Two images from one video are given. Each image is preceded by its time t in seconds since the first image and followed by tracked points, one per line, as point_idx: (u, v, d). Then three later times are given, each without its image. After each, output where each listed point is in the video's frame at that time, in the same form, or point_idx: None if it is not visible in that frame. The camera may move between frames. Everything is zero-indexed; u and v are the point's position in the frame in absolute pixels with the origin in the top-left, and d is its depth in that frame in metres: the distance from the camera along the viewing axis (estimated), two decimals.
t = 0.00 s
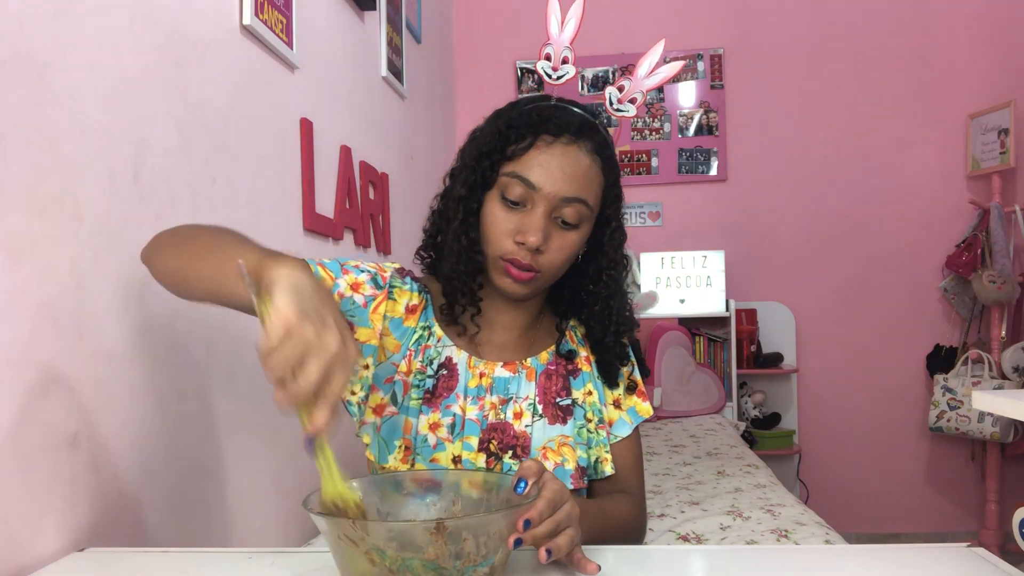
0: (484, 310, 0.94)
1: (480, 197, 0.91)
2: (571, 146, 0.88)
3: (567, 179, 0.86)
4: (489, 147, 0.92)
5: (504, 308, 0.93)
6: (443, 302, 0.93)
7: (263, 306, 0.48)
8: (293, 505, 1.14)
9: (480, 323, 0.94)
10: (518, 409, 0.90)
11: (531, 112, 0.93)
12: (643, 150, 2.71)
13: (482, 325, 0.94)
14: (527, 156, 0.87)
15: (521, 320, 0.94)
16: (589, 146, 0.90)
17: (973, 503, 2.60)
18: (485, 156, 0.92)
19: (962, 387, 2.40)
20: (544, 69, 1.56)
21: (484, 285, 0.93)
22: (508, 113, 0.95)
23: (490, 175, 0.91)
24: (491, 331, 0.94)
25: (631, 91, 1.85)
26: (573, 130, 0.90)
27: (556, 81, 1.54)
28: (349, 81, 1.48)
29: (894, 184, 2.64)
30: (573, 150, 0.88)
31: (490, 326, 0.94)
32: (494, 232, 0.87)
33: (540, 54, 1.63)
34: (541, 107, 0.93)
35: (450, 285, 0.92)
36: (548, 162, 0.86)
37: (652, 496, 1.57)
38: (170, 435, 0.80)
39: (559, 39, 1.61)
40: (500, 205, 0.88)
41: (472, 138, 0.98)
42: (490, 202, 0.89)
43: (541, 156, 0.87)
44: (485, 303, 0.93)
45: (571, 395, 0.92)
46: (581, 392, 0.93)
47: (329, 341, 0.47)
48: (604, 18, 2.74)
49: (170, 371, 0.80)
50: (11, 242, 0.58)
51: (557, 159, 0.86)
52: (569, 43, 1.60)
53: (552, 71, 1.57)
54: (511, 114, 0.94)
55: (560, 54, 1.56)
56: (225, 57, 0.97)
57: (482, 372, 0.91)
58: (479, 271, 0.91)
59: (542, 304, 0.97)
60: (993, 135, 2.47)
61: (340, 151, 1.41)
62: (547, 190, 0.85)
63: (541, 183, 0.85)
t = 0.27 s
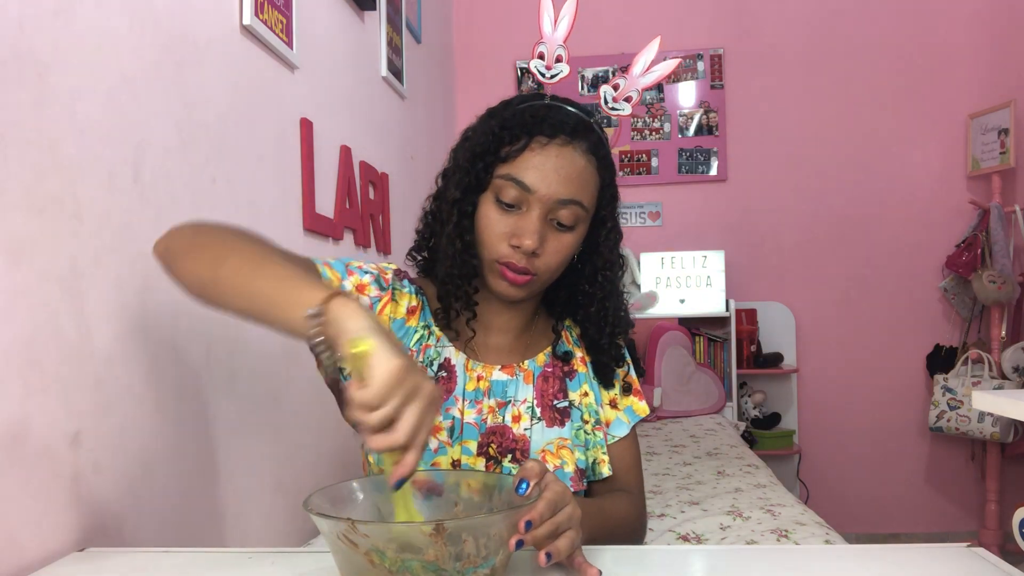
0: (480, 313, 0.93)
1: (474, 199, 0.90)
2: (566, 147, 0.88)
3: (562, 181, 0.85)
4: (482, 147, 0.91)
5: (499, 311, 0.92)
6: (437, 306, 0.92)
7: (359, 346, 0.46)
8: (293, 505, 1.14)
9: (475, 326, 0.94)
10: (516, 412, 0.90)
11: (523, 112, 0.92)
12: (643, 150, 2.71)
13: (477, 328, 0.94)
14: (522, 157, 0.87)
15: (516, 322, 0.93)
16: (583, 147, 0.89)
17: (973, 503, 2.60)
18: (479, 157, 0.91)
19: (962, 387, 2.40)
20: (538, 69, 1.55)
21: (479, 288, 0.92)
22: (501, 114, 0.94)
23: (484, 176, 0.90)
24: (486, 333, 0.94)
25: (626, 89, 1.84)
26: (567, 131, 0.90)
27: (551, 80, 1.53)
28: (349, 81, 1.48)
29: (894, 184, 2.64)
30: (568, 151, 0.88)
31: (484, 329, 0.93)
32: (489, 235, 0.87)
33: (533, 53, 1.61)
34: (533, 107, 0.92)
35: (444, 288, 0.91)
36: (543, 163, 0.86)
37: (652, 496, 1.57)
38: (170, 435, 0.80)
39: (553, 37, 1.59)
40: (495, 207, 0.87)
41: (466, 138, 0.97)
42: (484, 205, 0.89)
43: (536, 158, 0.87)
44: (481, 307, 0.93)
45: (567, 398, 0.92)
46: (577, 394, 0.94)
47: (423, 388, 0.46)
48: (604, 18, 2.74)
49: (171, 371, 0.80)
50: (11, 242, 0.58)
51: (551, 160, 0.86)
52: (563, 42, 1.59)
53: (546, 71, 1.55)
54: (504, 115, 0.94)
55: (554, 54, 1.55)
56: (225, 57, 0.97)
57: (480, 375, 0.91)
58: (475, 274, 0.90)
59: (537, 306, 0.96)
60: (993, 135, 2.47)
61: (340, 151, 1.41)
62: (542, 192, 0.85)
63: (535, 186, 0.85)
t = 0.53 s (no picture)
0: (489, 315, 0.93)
1: (484, 201, 0.90)
2: (577, 150, 0.88)
3: (573, 183, 0.85)
4: (493, 150, 0.91)
5: (509, 313, 0.93)
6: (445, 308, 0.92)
7: (395, 302, 0.49)
8: (293, 505, 1.14)
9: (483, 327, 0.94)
10: (520, 414, 0.90)
11: (535, 115, 0.92)
12: (643, 150, 2.71)
13: (485, 329, 0.94)
14: (534, 160, 0.87)
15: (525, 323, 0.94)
16: (594, 150, 0.89)
17: (973, 503, 2.60)
18: (490, 159, 0.91)
19: (962, 387, 2.40)
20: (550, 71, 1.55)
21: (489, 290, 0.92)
22: (513, 117, 0.94)
23: (494, 178, 0.89)
24: (494, 335, 0.94)
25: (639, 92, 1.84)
26: (579, 133, 0.90)
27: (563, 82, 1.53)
28: (349, 82, 1.48)
29: (894, 184, 2.64)
30: (580, 154, 0.88)
31: (493, 330, 0.94)
32: (500, 236, 0.87)
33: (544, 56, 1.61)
34: (545, 110, 0.93)
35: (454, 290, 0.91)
36: (555, 165, 0.86)
37: (652, 496, 1.57)
38: (170, 435, 0.80)
39: (566, 40, 1.59)
40: (506, 209, 0.87)
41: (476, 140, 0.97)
42: (495, 206, 0.89)
43: (549, 160, 0.86)
44: (490, 308, 0.93)
45: (571, 399, 0.92)
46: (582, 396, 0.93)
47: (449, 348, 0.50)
48: (603, 18, 2.74)
49: (171, 371, 0.80)
50: (11, 242, 0.58)
51: (564, 162, 0.86)
52: (574, 45, 1.59)
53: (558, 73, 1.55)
54: (515, 117, 0.94)
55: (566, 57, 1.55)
56: (225, 58, 0.97)
57: (484, 377, 0.91)
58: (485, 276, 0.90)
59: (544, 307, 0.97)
60: (993, 135, 2.47)
61: (340, 151, 1.41)
62: (554, 194, 0.84)
63: (547, 187, 0.84)
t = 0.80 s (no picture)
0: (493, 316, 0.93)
1: (486, 201, 0.90)
2: (577, 149, 0.88)
3: (574, 182, 0.85)
4: (494, 151, 0.91)
5: (511, 313, 0.92)
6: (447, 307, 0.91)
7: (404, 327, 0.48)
8: (293, 505, 1.13)
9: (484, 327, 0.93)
10: (520, 415, 0.90)
11: (536, 115, 0.92)
12: (643, 150, 2.71)
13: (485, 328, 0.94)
14: (535, 159, 0.87)
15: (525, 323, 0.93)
16: (595, 149, 0.90)
17: (973, 503, 2.60)
18: (491, 160, 0.91)
19: (962, 387, 2.40)
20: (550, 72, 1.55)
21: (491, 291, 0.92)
22: (512, 116, 0.94)
23: (495, 178, 0.89)
24: (495, 335, 0.93)
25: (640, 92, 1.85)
26: (580, 133, 0.90)
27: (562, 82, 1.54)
28: (349, 81, 1.48)
29: (894, 184, 2.64)
30: (580, 154, 0.88)
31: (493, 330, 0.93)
32: (501, 237, 0.87)
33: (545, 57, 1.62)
34: (546, 111, 0.92)
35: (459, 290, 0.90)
36: (556, 165, 0.86)
37: (652, 496, 1.57)
38: (170, 434, 0.80)
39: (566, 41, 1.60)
40: (508, 208, 0.87)
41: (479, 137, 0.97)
42: (496, 205, 0.89)
43: (549, 160, 0.87)
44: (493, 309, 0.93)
45: (571, 399, 0.93)
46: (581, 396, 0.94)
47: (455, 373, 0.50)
48: (603, 17, 2.74)
49: (171, 371, 0.80)
50: (11, 242, 0.58)
51: (564, 162, 0.86)
52: (574, 45, 1.60)
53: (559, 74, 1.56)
54: (516, 118, 0.94)
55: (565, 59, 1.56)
56: (226, 57, 0.97)
57: (485, 378, 0.90)
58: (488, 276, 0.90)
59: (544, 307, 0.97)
60: (993, 135, 2.47)
61: (340, 151, 1.41)
62: (555, 193, 0.85)
63: (547, 187, 0.85)
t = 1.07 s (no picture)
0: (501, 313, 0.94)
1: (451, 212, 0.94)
2: (504, 122, 0.91)
3: (516, 147, 0.88)
4: (436, 168, 0.95)
5: (519, 307, 0.93)
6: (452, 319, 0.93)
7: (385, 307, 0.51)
8: (292, 505, 1.13)
9: (497, 324, 0.95)
10: (536, 410, 0.90)
11: (456, 117, 0.96)
12: (643, 150, 2.71)
13: (500, 325, 0.95)
14: (474, 149, 0.90)
15: (539, 311, 0.94)
16: (521, 112, 0.93)
17: (972, 503, 2.60)
18: (439, 175, 0.95)
19: (962, 387, 2.40)
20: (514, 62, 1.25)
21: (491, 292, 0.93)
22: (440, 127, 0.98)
23: (451, 187, 0.93)
24: (509, 331, 0.94)
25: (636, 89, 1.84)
26: (499, 105, 0.93)
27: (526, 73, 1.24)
28: (349, 81, 1.48)
29: (894, 184, 2.64)
30: (511, 123, 0.91)
31: (506, 326, 0.94)
32: (481, 229, 0.88)
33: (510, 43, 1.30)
34: (459, 107, 0.96)
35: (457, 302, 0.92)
36: (496, 142, 0.89)
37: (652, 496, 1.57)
38: (171, 434, 0.80)
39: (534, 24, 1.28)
40: (472, 204, 0.90)
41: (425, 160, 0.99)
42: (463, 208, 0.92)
43: (484, 141, 0.90)
44: (498, 307, 0.94)
45: (587, 397, 0.92)
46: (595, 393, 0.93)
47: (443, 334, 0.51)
48: (603, 18, 2.74)
49: (171, 370, 0.80)
50: (12, 241, 0.58)
51: (501, 137, 0.90)
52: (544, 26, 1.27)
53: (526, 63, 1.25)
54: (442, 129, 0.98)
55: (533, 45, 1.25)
56: (225, 57, 0.96)
57: (501, 372, 0.92)
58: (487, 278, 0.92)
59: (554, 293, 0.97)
60: (993, 135, 2.47)
61: (340, 151, 1.41)
62: (504, 164, 0.87)
63: (495, 163, 0.88)
